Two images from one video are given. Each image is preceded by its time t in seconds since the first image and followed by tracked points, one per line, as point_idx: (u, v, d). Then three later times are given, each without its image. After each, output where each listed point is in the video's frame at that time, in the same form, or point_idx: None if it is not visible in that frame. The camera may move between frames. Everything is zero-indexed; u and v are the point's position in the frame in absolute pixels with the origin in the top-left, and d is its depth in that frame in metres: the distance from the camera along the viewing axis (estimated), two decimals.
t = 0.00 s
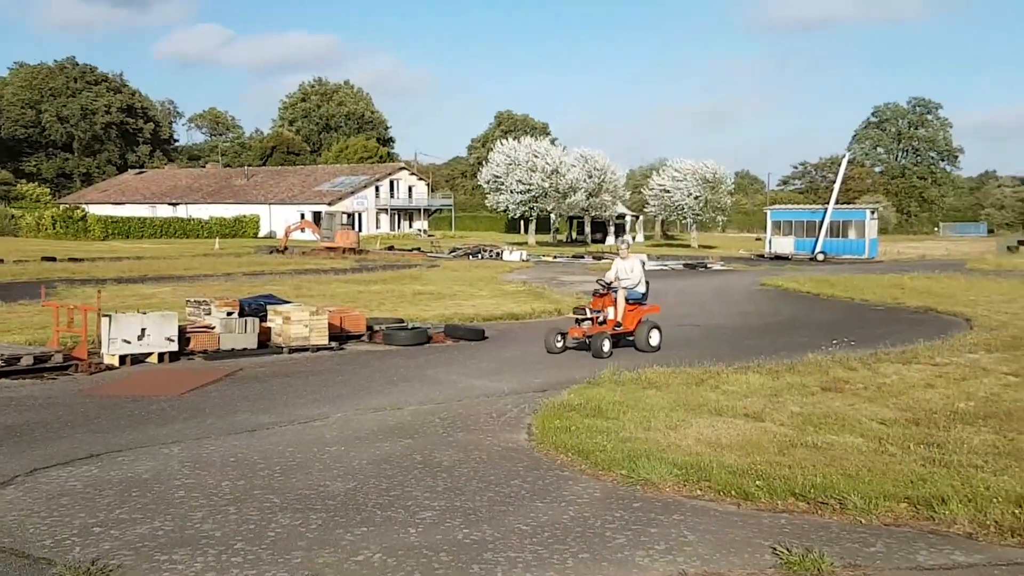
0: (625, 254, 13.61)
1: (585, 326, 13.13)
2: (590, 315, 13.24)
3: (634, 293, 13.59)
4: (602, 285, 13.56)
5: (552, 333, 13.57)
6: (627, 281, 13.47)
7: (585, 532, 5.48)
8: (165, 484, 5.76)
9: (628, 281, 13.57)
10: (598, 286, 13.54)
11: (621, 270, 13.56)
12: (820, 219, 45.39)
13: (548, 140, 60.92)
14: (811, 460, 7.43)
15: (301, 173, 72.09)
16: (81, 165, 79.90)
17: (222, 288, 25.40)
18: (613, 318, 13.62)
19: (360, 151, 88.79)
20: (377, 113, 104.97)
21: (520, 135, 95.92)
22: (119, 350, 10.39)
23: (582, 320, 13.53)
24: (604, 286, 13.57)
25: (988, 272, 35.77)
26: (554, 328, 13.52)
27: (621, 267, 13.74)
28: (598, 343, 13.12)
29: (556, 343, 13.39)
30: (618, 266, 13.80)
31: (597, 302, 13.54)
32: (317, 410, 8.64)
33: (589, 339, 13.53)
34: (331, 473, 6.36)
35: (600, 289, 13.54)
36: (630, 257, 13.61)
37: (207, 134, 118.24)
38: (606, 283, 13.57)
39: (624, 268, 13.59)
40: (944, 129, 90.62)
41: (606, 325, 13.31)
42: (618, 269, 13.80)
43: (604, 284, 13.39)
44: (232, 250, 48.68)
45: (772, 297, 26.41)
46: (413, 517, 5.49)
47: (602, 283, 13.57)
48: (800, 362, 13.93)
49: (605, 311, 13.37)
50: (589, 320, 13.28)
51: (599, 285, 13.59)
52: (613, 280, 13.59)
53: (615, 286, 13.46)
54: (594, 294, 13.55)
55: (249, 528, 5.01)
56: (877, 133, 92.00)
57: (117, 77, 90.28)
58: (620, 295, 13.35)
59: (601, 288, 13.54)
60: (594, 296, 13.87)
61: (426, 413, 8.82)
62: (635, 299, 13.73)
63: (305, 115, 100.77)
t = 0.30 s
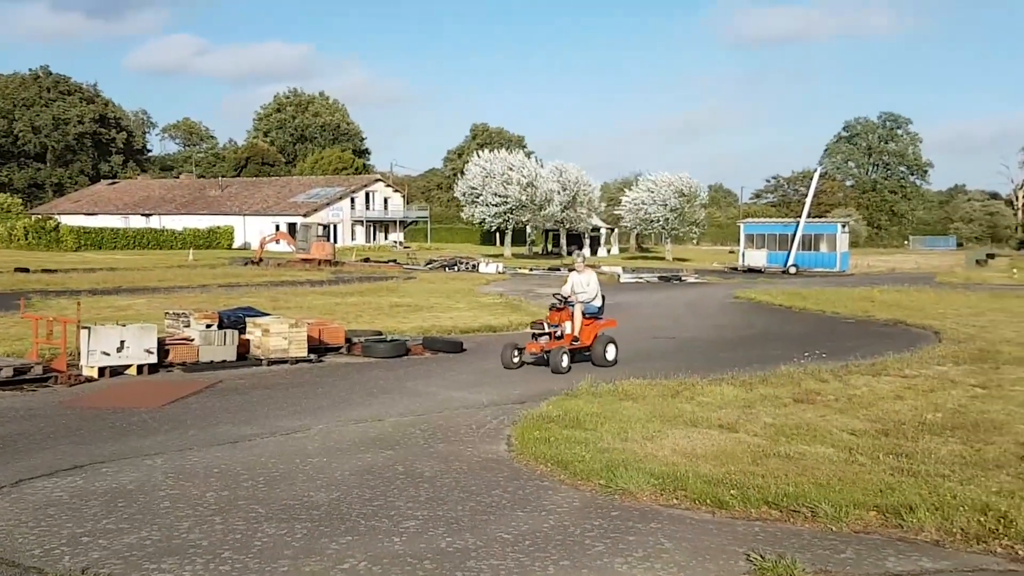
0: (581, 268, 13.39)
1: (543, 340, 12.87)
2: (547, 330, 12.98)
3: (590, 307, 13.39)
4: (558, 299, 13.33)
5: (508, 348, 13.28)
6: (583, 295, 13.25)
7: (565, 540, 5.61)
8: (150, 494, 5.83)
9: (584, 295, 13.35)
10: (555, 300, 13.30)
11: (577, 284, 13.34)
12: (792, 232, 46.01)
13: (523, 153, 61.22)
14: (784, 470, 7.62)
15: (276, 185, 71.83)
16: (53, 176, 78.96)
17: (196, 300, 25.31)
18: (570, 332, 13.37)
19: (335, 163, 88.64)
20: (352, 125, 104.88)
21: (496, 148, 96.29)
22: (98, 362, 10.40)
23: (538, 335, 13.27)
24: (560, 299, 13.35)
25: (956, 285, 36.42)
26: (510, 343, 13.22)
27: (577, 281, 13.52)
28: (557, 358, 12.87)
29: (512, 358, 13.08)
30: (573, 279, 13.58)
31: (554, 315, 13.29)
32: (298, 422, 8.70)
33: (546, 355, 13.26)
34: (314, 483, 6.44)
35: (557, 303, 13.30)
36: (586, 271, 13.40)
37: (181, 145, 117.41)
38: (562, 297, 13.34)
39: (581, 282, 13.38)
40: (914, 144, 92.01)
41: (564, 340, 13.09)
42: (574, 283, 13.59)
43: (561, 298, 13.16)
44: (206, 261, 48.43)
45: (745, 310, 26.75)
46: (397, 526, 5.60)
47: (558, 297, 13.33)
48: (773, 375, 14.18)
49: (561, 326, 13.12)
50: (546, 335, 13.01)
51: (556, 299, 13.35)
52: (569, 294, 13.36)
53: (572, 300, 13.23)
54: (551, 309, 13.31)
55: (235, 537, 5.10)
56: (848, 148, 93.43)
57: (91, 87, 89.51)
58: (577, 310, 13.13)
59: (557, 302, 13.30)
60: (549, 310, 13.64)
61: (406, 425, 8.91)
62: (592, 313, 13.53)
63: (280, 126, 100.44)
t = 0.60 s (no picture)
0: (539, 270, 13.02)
1: (503, 345, 12.53)
2: (507, 334, 12.63)
3: (549, 309, 13.07)
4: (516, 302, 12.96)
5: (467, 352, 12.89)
6: (542, 297, 12.91)
7: (551, 534, 5.72)
8: (137, 490, 5.90)
9: (543, 298, 13.00)
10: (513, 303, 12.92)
11: (536, 286, 12.98)
12: (763, 234, 46.58)
13: (497, 153, 61.28)
14: (760, 467, 7.79)
15: (248, 183, 71.32)
16: (21, 172, 77.97)
17: (170, 299, 25.15)
18: (528, 334, 13.00)
19: (307, 162, 88.17)
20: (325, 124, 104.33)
21: (470, 148, 96.25)
22: (77, 361, 10.37)
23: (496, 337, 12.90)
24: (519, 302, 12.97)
25: (923, 287, 37.04)
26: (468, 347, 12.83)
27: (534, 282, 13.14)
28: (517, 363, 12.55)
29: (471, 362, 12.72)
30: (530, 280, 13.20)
31: (512, 318, 12.93)
32: (281, 420, 8.75)
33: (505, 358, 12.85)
34: (300, 480, 6.51)
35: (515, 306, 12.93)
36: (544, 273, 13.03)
37: (151, 142, 116.11)
38: (521, 299, 12.97)
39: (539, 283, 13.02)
40: (882, 148, 93.26)
41: (524, 343, 12.73)
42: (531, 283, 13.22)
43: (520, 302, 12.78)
44: (178, 259, 48.07)
45: (719, 311, 27.04)
46: (385, 522, 5.68)
47: (516, 299, 12.96)
48: (748, 374, 14.39)
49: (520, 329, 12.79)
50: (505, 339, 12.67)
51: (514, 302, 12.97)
52: (527, 296, 12.99)
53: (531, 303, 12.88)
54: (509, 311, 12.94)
55: (226, 532, 5.16)
56: (818, 150, 94.46)
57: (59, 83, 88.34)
58: (536, 313, 12.80)
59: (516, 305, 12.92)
60: (506, 310, 13.28)
61: (389, 423, 8.98)
62: (550, 315, 13.22)
63: (252, 124, 99.70)
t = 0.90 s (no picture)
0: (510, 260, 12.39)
1: (478, 340, 11.95)
2: (480, 329, 12.05)
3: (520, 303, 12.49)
4: (488, 294, 12.32)
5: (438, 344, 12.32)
6: (514, 289, 12.30)
7: (550, 521, 5.81)
8: (138, 480, 5.95)
9: (516, 289, 12.41)
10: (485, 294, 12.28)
11: (508, 277, 12.36)
12: (742, 225, 46.94)
13: (477, 144, 61.20)
14: (751, 454, 7.92)
15: (226, 174, 70.80)
16: None
17: (152, 290, 24.98)
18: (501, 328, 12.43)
19: (285, 152, 87.65)
20: (303, 114, 103.62)
21: (449, 139, 96.01)
22: (65, 352, 10.36)
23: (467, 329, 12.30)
24: (491, 293, 12.33)
25: (900, 277, 37.54)
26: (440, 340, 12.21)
27: (506, 273, 12.54)
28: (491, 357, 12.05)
29: (443, 357, 12.17)
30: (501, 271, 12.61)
31: (483, 310, 12.32)
32: (275, 411, 8.78)
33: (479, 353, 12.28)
34: (298, 469, 6.57)
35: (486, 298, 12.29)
36: (516, 263, 12.43)
37: (126, 132, 114.88)
38: (493, 290, 12.33)
39: (511, 275, 12.41)
40: (857, 138, 94.19)
41: (498, 337, 12.16)
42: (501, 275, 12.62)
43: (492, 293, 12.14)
44: (156, 250, 47.74)
45: (700, 301, 27.25)
46: (386, 509, 5.74)
47: (488, 290, 12.32)
48: (732, 363, 14.54)
49: (491, 323, 12.19)
50: (478, 333, 12.08)
51: (485, 293, 12.33)
52: (499, 288, 12.37)
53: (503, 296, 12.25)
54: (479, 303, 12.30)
55: (230, 520, 5.21)
56: (795, 141, 95.31)
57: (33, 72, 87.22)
58: (508, 306, 12.21)
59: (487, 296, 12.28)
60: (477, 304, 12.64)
61: (382, 413, 9.03)
62: (520, 307, 12.65)
63: (229, 114, 98.89)
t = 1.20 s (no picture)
0: (490, 263, 11.99)
1: (462, 346, 11.53)
2: (464, 334, 11.63)
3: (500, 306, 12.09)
4: (469, 297, 11.89)
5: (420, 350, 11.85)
6: (494, 292, 11.93)
7: (553, 520, 5.88)
8: (144, 480, 5.99)
9: (496, 293, 12.02)
10: (466, 298, 11.84)
11: (488, 280, 11.96)
12: (731, 227, 47.25)
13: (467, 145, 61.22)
14: (747, 454, 8.02)
15: (215, 174, 70.58)
16: None
17: (143, 292, 24.95)
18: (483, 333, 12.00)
19: (275, 153, 87.47)
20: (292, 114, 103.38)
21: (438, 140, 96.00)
22: (63, 353, 10.40)
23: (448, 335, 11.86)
24: (472, 297, 11.91)
25: (889, 279, 37.77)
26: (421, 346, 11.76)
27: (485, 276, 12.13)
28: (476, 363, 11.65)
29: (426, 363, 11.71)
30: (480, 274, 12.19)
31: (465, 314, 11.88)
32: (275, 412, 8.83)
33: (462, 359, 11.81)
34: (302, 469, 6.62)
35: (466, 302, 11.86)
36: (496, 266, 12.03)
37: (113, 132, 114.32)
38: (474, 294, 11.90)
39: (491, 278, 12.01)
40: (846, 140, 94.68)
41: (482, 343, 11.74)
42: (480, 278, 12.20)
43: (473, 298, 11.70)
44: (146, 251, 47.57)
45: (691, 303, 27.40)
46: (391, 508, 5.81)
47: (469, 295, 11.88)
48: (726, 365, 14.66)
49: (473, 328, 11.78)
50: (462, 338, 11.65)
51: (465, 297, 11.89)
52: (479, 291, 11.95)
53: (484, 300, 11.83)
54: (460, 307, 11.85)
55: (237, 519, 5.26)
56: (783, 144, 95.83)
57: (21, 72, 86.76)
58: (490, 311, 11.81)
59: (468, 300, 11.85)
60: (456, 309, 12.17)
61: (381, 414, 9.08)
62: (501, 311, 12.26)
63: (218, 115, 98.61)
